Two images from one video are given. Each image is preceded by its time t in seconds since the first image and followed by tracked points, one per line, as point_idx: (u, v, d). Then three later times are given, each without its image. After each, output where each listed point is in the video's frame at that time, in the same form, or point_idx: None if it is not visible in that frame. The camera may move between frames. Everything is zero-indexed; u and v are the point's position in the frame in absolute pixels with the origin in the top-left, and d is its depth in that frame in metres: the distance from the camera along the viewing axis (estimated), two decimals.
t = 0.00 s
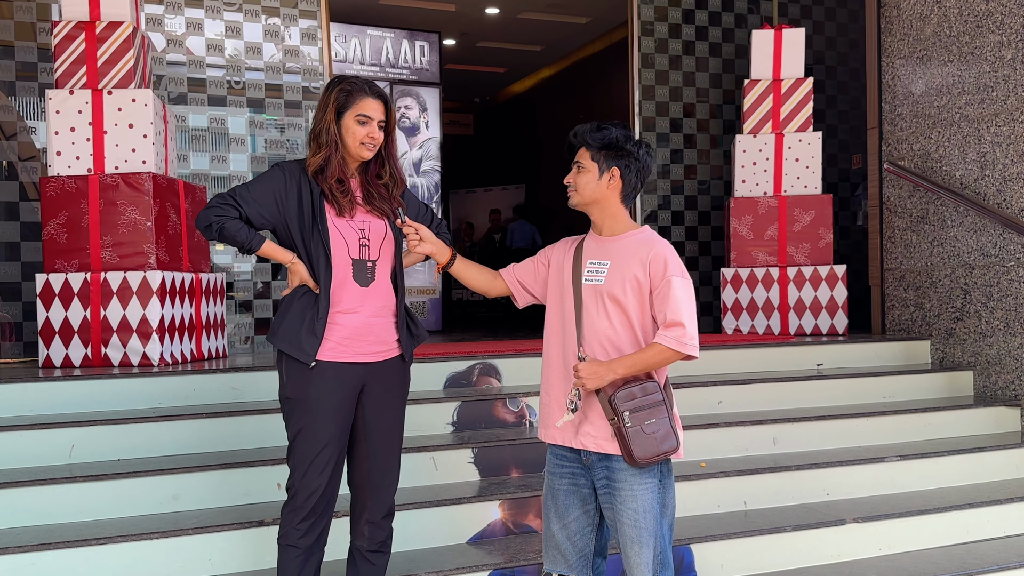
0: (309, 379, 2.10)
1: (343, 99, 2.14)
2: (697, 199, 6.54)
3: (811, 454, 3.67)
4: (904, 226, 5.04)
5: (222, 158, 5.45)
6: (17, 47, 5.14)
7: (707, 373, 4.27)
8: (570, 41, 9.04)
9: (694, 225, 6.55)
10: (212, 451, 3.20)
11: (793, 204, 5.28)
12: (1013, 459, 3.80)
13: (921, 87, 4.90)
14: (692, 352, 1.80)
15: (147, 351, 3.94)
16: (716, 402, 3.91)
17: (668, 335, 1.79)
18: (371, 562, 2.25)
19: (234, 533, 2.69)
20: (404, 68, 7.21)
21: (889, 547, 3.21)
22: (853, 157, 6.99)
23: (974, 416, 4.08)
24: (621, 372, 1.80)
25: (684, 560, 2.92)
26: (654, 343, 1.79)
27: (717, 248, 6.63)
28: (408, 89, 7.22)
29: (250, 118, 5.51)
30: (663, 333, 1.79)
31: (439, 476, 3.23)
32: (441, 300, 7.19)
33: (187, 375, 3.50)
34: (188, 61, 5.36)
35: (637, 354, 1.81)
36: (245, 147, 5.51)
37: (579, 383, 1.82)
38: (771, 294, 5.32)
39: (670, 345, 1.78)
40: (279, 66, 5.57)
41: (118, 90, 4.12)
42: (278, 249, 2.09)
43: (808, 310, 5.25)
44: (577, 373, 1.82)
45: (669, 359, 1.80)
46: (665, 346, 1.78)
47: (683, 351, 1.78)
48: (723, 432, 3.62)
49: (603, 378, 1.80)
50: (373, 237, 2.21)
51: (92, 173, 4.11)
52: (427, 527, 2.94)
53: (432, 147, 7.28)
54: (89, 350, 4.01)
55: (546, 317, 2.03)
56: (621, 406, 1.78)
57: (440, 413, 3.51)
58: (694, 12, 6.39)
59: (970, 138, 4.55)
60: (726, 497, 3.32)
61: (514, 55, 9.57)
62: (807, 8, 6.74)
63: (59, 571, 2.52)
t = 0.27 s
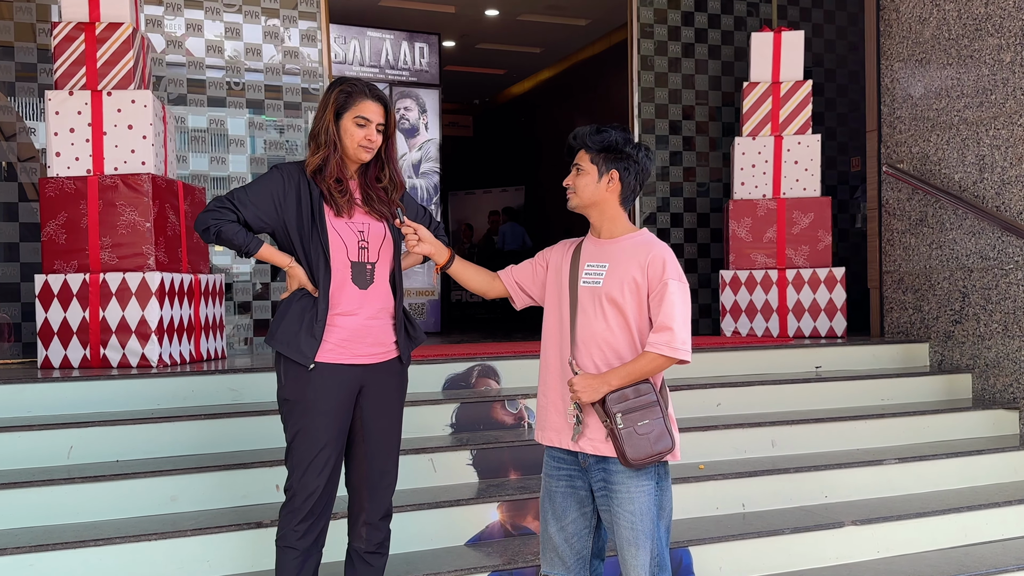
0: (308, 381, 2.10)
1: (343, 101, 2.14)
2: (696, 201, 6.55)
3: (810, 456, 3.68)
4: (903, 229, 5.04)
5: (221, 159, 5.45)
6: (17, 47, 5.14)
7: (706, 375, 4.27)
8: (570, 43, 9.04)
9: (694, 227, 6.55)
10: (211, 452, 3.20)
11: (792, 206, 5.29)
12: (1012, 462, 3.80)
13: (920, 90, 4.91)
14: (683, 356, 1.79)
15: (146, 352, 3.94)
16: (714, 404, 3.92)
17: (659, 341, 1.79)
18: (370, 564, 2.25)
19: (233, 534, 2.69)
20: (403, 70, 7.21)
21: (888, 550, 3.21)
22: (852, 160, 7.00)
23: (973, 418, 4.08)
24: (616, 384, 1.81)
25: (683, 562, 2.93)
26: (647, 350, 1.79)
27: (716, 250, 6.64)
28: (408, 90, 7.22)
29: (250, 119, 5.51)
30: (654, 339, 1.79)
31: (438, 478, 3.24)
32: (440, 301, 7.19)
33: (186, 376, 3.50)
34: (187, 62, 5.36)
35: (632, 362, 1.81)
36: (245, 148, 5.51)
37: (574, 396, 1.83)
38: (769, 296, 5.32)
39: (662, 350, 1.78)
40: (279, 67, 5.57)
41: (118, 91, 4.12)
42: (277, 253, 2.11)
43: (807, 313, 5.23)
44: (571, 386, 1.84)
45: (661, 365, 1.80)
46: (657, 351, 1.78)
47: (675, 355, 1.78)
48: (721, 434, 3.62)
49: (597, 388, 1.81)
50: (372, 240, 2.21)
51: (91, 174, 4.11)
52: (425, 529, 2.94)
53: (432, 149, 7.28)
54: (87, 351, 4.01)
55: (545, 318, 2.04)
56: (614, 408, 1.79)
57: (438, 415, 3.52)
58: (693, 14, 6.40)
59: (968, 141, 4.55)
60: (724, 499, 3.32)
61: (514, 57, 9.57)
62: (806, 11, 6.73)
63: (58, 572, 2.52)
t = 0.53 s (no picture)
0: (304, 382, 2.10)
1: (333, 97, 2.16)
2: (695, 204, 6.55)
3: (808, 459, 3.68)
4: (901, 233, 5.04)
5: (220, 161, 5.46)
6: (16, 49, 5.14)
7: (704, 378, 4.27)
8: (569, 45, 9.05)
9: (692, 229, 6.56)
10: (209, 454, 3.20)
11: (791, 210, 5.29)
12: (1010, 466, 3.80)
13: (918, 94, 4.91)
14: (679, 359, 1.79)
15: (144, 353, 3.95)
16: (712, 407, 3.92)
17: (655, 344, 1.78)
18: (366, 566, 2.24)
19: (230, 536, 2.69)
20: (402, 72, 7.21)
21: (886, 553, 3.21)
22: (850, 163, 7.01)
23: (971, 422, 4.08)
24: (612, 388, 1.81)
25: (680, 565, 2.93)
26: (643, 353, 1.79)
27: (714, 253, 6.65)
28: (407, 92, 7.22)
29: (248, 120, 5.52)
30: (650, 342, 1.79)
31: (435, 481, 3.23)
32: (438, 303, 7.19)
33: (183, 378, 3.49)
34: (186, 64, 5.36)
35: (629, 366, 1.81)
36: (243, 150, 5.51)
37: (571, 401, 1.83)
38: (768, 299, 5.32)
39: (658, 353, 1.78)
40: (278, 68, 5.57)
41: (116, 93, 4.12)
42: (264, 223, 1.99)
43: (805, 316, 5.24)
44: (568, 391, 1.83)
45: (657, 369, 1.80)
46: (654, 355, 1.78)
47: (672, 359, 1.78)
48: (719, 437, 3.62)
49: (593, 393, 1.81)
50: (369, 242, 2.20)
51: (89, 175, 4.11)
52: (423, 532, 2.94)
53: (430, 151, 7.28)
54: (85, 353, 4.01)
55: (542, 320, 2.04)
56: (610, 412, 1.79)
57: (436, 418, 3.51)
58: (692, 17, 6.41)
59: (966, 145, 4.56)
60: (722, 502, 3.32)
61: (513, 59, 9.58)
62: (805, 14, 6.74)
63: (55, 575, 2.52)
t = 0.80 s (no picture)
0: (295, 384, 2.09)
1: (334, 107, 2.13)
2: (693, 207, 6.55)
3: (805, 461, 3.68)
4: (898, 236, 5.05)
5: (217, 162, 5.45)
6: (14, 49, 5.14)
7: (701, 381, 4.27)
8: (568, 48, 9.06)
9: (690, 232, 6.56)
10: (205, 456, 3.19)
11: (788, 213, 5.30)
12: (1007, 469, 3.81)
13: (916, 98, 4.92)
14: (677, 362, 1.79)
15: (140, 355, 3.94)
16: (709, 410, 3.91)
17: (652, 346, 1.78)
18: (363, 568, 2.23)
19: (226, 538, 2.68)
20: (401, 74, 7.22)
21: (883, 556, 3.21)
22: (848, 166, 7.02)
23: (968, 425, 4.09)
24: (608, 391, 1.81)
25: (677, 568, 2.93)
26: (640, 356, 1.79)
27: (712, 256, 6.65)
28: (405, 94, 7.23)
29: (246, 122, 5.51)
30: (647, 345, 1.79)
31: (433, 483, 3.23)
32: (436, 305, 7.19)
33: (180, 379, 3.48)
34: (184, 65, 5.36)
35: (626, 369, 1.81)
36: (241, 151, 5.50)
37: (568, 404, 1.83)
38: (765, 302, 5.32)
39: (655, 356, 1.78)
40: (276, 70, 5.57)
41: (114, 93, 4.12)
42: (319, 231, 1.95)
43: (803, 319, 5.26)
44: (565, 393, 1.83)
45: (654, 372, 1.80)
46: (650, 358, 1.78)
47: (669, 362, 1.78)
48: (716, 440, 3.62)
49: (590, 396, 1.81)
50: (362, 242, 2.20)
51: (86, 176, 4.10)
52: (419, 534, 2.93)
53: (428, 153, 7.28)
54: (81, 354, 4.01)
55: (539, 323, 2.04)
56: (606, 415, 1.79)
57: (433, 420, 3.51)
58: (690, 20, 6.42)
59: (963, 149, 4.57)
60: (719, 505, 3.31)
61: (511, 62, 9.58)
62: (803, 18, 6.76)
63: None
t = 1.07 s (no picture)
0: (295, 386, 2.08)
1: (339, 105, 2.14)
2: (689, 209, 6.56)
3: (801, 463, 3.68)
4: (893, 239, 5.06)
5: (212, 163, 5.43)
6: (9, 50, 5.12)
7: (697, 383, 4.28)
8: (564, 50, 9.06)
9: (685, 234, 6.57)
10: (200, 458, 3.18)
11: (784, 215, 5.30)
12: (1002, 472, 3.81)
13: (911, 101, 4.93)
14: (672, 365, 1.79)
15: (135, 356, 3.93)
16: (705, 412, 3.92)
17: (648, 348, 1.79)
18: (358, 571, 2.23)
19: (222, 541, 2.67)
20: (396, 75, 7.22)
21: (879, 558, 3.21)
22: (843, 169, 7.04)
23: (963, 427, 4.09)
24: (605, 393, 1.81)
25: (673, 570, 2.93)
26: (636, 359, 1.79)
27: (707, 258, 6.65)
28: (401, 96, 7.22)
29: (242, 123, 5.50)
30: (643, 347, 1.79)
31: (428, 485, 3.22)
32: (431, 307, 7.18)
33: (174, 381, 3.48)
34: (180, 66, 5.35)
35: (622, 371, 1.81)
36: (236, 152, 5.49)
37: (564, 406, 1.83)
38: (760, 304, 5.33)
39: (651, 358, 1.78)
40: (271, 71, 5.56)
41: (109, 94, 4.11)
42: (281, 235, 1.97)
43: (798, 321, 5.27)
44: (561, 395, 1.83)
45: (650, 374, 1.80)
46: (646, 360, 1.78)
47: (664, 364, 1.78)
48: (711, 442, 3.62)
49: (585, 398, 1.81)
50: (363, 246, 2.20)
51: (81, 177, 4.09)
52: (415, 536, 2.93)
53: (424, 155, 7.28)
54: (75, 355, 3.99)
55: (535, 324, 2.03)
56: (602, 417, 1.79)
57: (429, 422, 3.50)
58: (686, 23, 6.43)
59: (959, 152, 4.58)
60: (715, 507, 3.32)
61: (507, 64, 9.59)
62: (798, 21, 6.78)
63: None
